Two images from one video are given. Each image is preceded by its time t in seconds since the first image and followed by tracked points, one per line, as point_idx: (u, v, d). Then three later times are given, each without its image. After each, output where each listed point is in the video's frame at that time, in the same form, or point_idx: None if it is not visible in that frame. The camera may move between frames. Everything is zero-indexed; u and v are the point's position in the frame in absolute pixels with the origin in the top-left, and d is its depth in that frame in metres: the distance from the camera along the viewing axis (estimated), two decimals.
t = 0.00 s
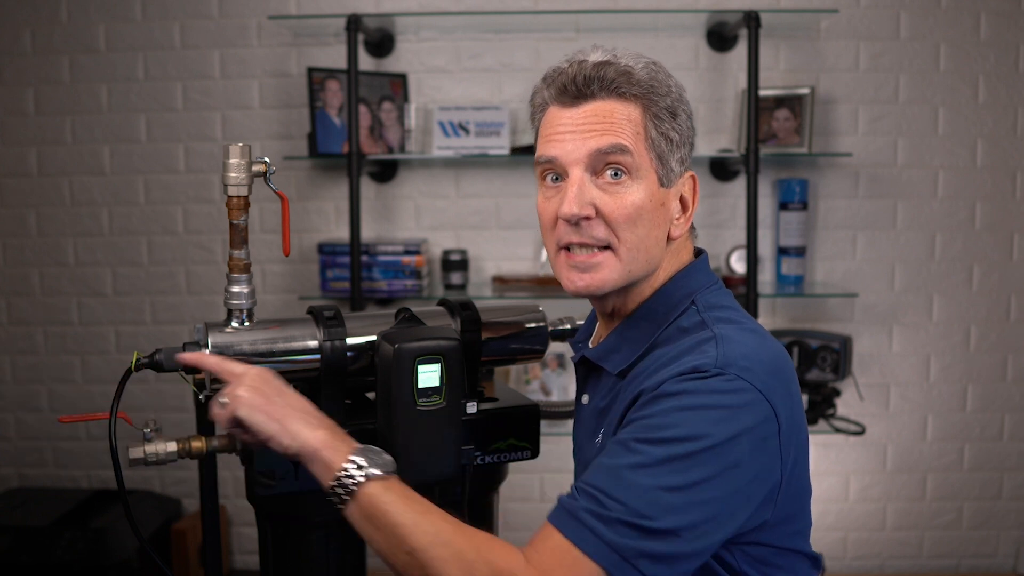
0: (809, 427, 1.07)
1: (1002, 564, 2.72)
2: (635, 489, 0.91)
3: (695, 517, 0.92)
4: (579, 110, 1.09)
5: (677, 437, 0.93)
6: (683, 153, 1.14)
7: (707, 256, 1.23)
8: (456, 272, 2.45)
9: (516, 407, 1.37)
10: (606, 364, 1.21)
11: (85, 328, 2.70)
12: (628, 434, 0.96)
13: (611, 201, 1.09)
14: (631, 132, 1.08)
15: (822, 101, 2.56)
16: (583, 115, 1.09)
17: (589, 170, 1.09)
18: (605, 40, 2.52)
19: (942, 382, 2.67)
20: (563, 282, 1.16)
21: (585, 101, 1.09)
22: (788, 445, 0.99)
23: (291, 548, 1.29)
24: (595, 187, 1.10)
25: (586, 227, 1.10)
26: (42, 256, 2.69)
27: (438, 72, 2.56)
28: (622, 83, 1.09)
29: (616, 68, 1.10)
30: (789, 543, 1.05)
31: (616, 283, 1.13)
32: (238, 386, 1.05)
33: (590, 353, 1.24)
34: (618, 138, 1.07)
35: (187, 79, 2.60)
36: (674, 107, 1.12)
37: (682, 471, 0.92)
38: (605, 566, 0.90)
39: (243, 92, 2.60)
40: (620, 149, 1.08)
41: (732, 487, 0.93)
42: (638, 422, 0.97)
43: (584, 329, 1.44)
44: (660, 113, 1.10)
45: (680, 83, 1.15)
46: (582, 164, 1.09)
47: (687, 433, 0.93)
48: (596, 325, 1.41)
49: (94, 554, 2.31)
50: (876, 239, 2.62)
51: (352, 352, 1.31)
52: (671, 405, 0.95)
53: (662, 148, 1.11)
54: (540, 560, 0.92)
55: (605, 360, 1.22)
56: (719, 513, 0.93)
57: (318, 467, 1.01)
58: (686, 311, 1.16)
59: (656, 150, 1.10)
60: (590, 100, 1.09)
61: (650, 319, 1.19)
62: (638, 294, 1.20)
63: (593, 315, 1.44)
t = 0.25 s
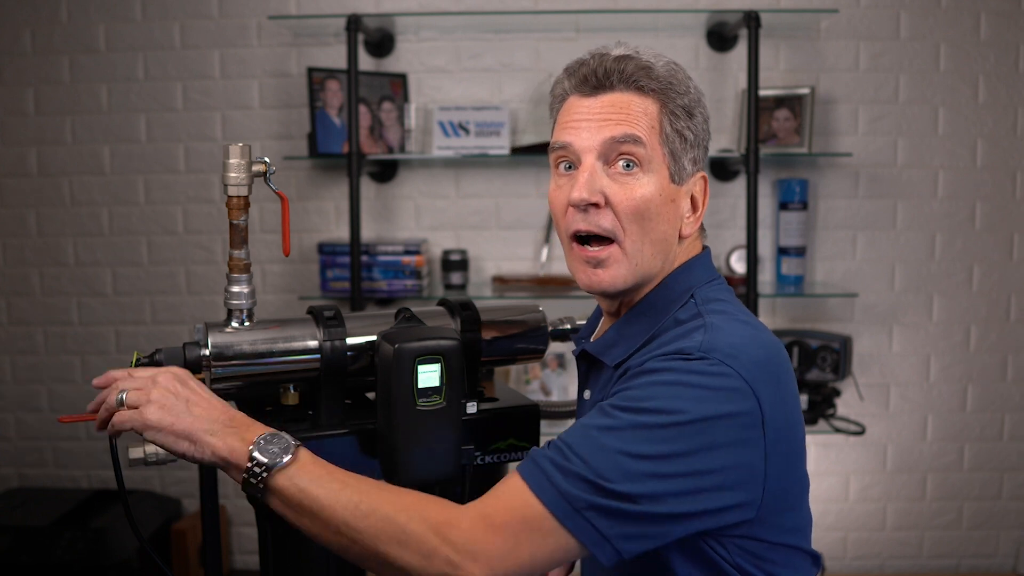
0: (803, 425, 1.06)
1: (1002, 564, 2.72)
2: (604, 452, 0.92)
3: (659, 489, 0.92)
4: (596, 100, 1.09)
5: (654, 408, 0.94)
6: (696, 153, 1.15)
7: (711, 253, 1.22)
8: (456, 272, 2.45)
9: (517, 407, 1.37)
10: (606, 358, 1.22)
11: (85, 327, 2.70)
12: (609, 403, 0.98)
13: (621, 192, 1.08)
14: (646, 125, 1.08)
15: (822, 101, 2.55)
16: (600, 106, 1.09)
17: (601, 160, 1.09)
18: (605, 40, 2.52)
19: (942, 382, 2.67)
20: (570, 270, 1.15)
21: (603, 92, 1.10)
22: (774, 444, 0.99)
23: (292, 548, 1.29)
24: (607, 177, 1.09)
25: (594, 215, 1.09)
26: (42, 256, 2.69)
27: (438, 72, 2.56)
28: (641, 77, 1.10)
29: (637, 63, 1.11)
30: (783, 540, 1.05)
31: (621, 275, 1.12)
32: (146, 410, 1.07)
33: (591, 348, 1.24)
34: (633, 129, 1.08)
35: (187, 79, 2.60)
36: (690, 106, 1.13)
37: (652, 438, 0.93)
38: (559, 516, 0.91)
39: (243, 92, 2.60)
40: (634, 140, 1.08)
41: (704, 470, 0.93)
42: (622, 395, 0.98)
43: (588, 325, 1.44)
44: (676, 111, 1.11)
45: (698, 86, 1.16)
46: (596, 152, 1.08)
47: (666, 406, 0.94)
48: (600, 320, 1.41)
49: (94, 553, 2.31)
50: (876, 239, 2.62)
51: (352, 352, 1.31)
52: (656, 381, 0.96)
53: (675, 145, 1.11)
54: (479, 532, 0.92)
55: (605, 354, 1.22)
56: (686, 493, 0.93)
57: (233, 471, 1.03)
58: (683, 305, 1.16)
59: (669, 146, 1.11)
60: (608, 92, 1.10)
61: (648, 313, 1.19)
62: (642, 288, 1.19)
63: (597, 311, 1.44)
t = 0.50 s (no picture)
0: (794, 429, 1.06)
1: (1003, 564, 2.72)
2: (580, 452, 0.91)
3: (636, 492, 0.91)
4: (589, 107, 1.09)
5: (632, 410, 0.93)
6: (690, 155, 1.14)
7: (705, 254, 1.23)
8: (456, 272, 2.45)
9: (517, 407, 1.37)
10: (599, 359, 1.22)
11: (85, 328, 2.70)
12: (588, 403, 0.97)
13: (616, 199, 1.08)
14: (639, 131, 1.08)
15: (822, 101, 2.55)
16: (593, 112, 1.08)
17: (595, 167, 1.09)
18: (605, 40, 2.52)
19: (943, 382, 2.67)
20: (565, 274, 1.15)
21: (595, 98, 1.09)
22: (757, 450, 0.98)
23: (292, 548, 1.29)
24: (601, 184, 1.09)
25: (589, 222, 1.09)
26: (42, 256, 2.69)
27: (438, 72, 2.56)
28: (633, 83, 1.09)
29: (628, 68, 1.10)
30: (771, 541, 1.04)
31: (617, 279, 1.12)
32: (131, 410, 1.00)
33: (586, 348, 1.25)
34: (626, 136, 1.07)
35: (187, 79, 2.60)
36: (683, 109, 1.12)
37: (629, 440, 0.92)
38: (533, 511, 0.90)
39: (243, 92, 2.60)
40: (627, 147, 1.07)
41: (681, 473, 0.93)
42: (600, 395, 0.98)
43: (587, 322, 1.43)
44: (668, 114, 1.10)
45: (690, 87, 1.15)
46: (589, 160, 1.08)
47: (644, 409, 0.93)
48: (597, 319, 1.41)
49: (94, 553, 2.30)
50: (876, 239, 2.62)
51: (352, 352, 1.31)
52: (636, 383, 0.96)
53: (669, 149, 1.11)
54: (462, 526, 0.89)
55: (598, 355, 1.23)
56: (664, 495, 0.92)
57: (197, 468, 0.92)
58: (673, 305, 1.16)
59: (663, 150, 1.10)
60: (600, 98, 1.09)
61: (641, 315, 1.19)
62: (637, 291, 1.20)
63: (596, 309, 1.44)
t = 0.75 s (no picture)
0: (800, 427, 1.06)
1: (1002, 564, 2.72)
2: (586, 425, 0.93)
3: (636, 470, 0.93)
4: (592, 116, 1.08)
5: (642, 391, 0.94)
6: (694, 155, 1.14)
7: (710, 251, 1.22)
8: (456, 272, 2.45)
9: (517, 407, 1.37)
10: (605, 357, 1.23)
11: (85, 328, 2.70)
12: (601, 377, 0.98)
13: (625, 208, 1.08)
14: (644, 138, 1.08)
15: (822, 101, 2.55)
16: (596, 122, 1.08)
17: (603, 177, 1.09)
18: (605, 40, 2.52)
19: (943, 382, 2.67)
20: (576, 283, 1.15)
21: (597, 107, 1.08)
22: (760, 454, 0.98)
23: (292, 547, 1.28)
24: (609, 194, 1.09)
25: (600, 233, 1.09)
26: (42, 256, 2.69)
27: (438, 72, 2.56)
28: (635, 89, 1.08)
29: (629, 73, 1.09)
30: (771, 535, 1.04)
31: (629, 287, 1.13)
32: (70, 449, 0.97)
33: (591, 346, 1.25)
34: (632, 145, 1.07)
35: (187, 79, 2.60)
36: (685, 110, 1.11)
37: (635, 417, 0.93)
38: (535, 469, 0.92)
39: (243, 92, 2.60)
40: (634, 156, 1.07)
41: (685, 458, 0.93)
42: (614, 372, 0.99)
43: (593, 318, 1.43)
44: (671, 118, 1.10)
45: (690, 85, 1.14)
46: (597, 171, 1.08)
47: (655, 390, 0.93)
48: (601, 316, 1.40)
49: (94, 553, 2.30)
50: (876, 239, 2.62)
51: (352, 352, 1.31)
52: (650, 365, 0.96)
53: (674, 152, 1.10)
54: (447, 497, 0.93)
55: (603, 353, 1.23)
56: (662, 478, 0.93)
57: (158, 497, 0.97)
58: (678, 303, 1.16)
59: (668, 154, 1.10)
60: (602, 107, 1.08)
61: (644, 314, 1.19)
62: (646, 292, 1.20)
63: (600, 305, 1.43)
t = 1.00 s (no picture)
0: (804, 426, 1.06)
1: (1003, 564, 2.72)
2: (594, 428, 0.93)
3: (645, 473, 0.92)
4: (591, 119, 1.08)
5: (648, 392, 0.94)
6: (693, 157, 1.14)
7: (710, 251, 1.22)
8: (456, 272, 2.45)
9: (517, 407, 1.37)
10: (606, 358, 1.22)
11: (85, 328, 2.70)
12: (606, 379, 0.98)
13: (625, 211, 1.08)
14: (644, 141, 1.07)
15: (822, 101, 2.55)
16: (595, 124, 1.07)
17: (603, 180, 1.08)
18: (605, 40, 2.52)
19: (943, 382, 2.67)
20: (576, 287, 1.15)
21: (596, 110, 1.08)
22: (767, 454, 0.98)
23: (292, 546, 1.28)
24: (609, 197, 1.09)
25: (600, 236, 1.09)
26: (42, 256, 2.69)
27: (438, 72, 2.56)
28: (635, 91, 1.08)
29: (628, 75, 1.09)
30: (778, 535, 1.05)
31: (629, 289, 1.13)
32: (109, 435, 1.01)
33: (593, 348, 1.25)
34: (632, 148, 1.06)
35: (187, 79, 2.60)
36: (684, 112, 1.11)
37: (642, 419, 0.93)
38: (544, 471, 0.92)
39: (243, 92, 2.60)
40: (634, 159, 1.07)
41: (694, 458, 0.93)
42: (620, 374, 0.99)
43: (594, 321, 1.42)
44: (671, 119, 1.10)
45: (688, 86, 1.14)
46: (597, 174, 1.08)
47: (662, 391, 0.93)
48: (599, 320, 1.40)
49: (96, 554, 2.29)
50: (876, 239, 2.62)
51: (352, 352, 1.31)
52: (655, 367, 0.96)
53: (673, 154, 1.10)
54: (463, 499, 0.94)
55: (605, 354, 1.23)
56: (671, 480, 0.93)
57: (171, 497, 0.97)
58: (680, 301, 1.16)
59: (667, 156, 1.10)
60: (601, 109, 1.08)
61: (645, 315, 1.19)
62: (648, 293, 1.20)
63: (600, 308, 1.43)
